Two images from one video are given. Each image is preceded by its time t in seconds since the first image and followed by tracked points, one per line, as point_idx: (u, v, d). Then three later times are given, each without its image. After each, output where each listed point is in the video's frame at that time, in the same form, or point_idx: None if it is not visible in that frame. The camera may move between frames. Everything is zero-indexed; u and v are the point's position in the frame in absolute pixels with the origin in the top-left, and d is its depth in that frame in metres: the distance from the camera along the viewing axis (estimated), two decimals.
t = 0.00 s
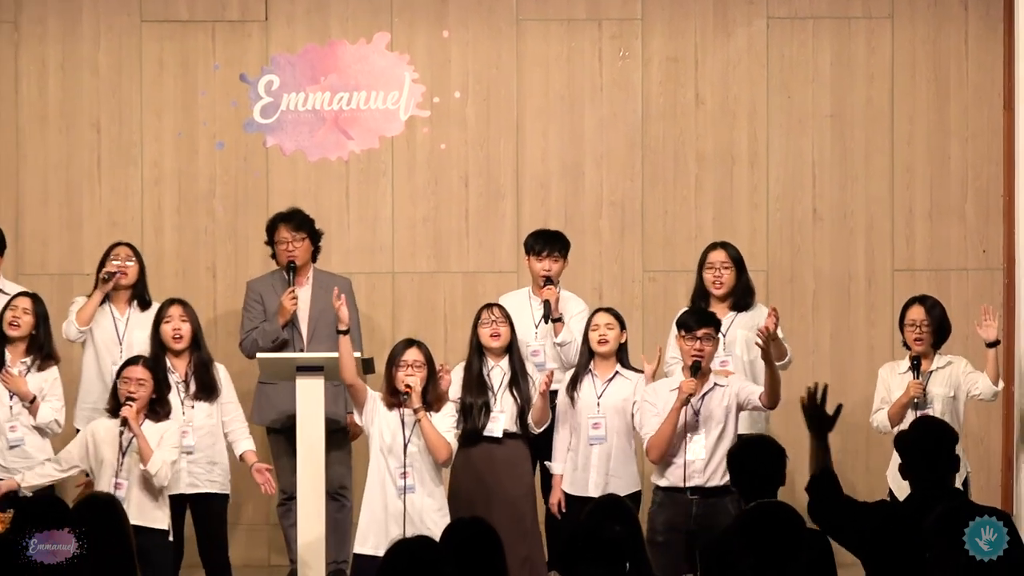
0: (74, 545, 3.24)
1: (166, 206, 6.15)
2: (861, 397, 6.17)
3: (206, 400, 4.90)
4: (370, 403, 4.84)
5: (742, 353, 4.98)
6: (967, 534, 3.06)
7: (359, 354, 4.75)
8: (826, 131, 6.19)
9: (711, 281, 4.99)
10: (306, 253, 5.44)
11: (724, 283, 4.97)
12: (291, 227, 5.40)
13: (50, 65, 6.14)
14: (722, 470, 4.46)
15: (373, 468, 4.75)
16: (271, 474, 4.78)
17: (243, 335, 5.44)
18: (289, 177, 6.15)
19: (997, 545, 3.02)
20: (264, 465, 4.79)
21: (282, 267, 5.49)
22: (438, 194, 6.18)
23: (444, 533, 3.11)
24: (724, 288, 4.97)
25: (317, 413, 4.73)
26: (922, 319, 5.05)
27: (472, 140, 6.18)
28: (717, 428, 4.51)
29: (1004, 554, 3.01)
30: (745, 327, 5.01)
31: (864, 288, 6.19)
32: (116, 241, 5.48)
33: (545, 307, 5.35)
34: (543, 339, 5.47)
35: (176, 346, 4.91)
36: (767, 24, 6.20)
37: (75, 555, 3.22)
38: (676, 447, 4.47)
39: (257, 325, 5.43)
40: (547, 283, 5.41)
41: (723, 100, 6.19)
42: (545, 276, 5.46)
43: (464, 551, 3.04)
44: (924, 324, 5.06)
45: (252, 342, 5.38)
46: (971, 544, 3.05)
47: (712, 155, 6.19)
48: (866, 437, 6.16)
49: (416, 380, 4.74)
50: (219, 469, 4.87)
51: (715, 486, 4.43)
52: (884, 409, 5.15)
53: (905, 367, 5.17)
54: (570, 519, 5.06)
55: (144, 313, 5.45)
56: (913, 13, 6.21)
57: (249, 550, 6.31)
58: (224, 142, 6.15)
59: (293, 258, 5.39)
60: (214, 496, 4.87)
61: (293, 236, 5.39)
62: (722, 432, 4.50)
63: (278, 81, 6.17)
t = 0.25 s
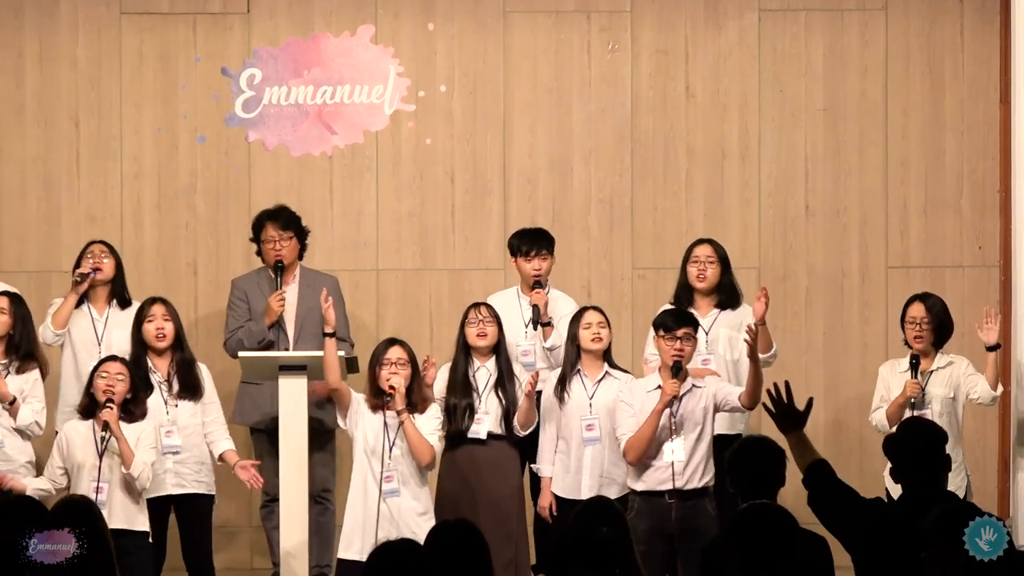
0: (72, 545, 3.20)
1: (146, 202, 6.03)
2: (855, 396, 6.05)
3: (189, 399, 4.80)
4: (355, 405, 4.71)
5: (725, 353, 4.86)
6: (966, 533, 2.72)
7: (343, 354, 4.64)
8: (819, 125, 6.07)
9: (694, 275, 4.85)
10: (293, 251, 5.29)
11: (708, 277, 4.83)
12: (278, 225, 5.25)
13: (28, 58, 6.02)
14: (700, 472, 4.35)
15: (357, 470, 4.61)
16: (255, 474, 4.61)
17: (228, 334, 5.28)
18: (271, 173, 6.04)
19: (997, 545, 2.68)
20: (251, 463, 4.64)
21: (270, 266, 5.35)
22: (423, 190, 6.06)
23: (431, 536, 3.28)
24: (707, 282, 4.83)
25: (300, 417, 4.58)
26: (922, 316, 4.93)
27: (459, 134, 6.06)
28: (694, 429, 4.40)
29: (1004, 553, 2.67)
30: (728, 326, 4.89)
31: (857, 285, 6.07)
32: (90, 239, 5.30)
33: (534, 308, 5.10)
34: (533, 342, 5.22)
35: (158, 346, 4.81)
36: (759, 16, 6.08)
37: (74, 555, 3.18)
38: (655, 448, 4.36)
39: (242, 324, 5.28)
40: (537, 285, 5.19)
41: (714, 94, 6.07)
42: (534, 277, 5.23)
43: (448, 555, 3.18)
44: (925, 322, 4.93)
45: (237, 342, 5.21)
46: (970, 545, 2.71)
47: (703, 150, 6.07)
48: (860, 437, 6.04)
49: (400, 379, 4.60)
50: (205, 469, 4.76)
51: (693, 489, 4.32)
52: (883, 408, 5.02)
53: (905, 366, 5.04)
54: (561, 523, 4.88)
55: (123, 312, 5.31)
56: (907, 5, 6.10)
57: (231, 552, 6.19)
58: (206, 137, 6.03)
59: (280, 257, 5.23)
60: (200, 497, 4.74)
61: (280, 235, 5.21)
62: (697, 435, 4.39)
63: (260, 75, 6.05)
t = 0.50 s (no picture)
0: (73, 545, 3.11)
1: (127, 198, 5.92)
2: (849, 396, 5.94)
3: (176, 398, 4.67)
4: (338, 404, 4.58)
5: (707, 352, 4.81)
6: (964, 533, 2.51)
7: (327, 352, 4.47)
8: (812, 120, 5.96)
9: (675, 272, 4.80)
10: (281, 252, 5.12)
11: (688, 275, 4.79)
12: (267, 225, 5.08)
13: (6, 52, 5.91)
14: (683, 474, 4.25)
15: (341, 470, 4.50)
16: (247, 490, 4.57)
17: (212, 334, 5.16)
18: (254, 169, 5.93)
19: (997, 545, 2.47)
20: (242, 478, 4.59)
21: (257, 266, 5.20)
22: (409, 186, 5.95)
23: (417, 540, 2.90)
24: (687, 280, 4.79)
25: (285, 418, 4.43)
26: (920, 314, 4.80)
27: (445, 130, 5.95)
28: (675, 429, 4.30)
29: (1004, 554, 2.47)
30: (709, 324, 4.84)
31: (851, 283, 5.97)
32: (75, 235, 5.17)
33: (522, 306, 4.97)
34: (520, 339, 5.10)
35: (141, 345, 4.68)
36: (751, 9, 5.97)
37: (74, 555, 3.09)
38: (636, 449, 4.26)
39: (228, 325, 5.16)
40: (525, 281, 5.04)
41: (705, 88, 5.96)
42: (522, 274, 5.09)
43: (436, 556, 2.82)
44: (923, 320, 4.81)
45: (222, 343, 5.11)
46: (969, 544, 2.50)
47: (694, 145, 5.96)
48: (854, 438, 5.94)
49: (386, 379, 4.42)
50: (191, 469, 4.65)
51: (674, 490, 4.22)
52: (876, 407, 4.91)
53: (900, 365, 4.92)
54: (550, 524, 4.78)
55: (106, 309, 5.17)
56: None
57: (215, 554, 6.08)
58: (187, 132, 5.92)
59: (268, 260, 5.07)
60: (186, 498, 4.65)
61: (269, 236, 5.06)
62: (679, 435, 4.30)
63: (243, 69, 5.94)
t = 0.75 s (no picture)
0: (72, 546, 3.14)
1: (104, 194, 5.81)
2: (841, 395, 5.82)
3: (162, 398, 4.58)
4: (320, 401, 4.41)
5: (688, 349, 4.69)
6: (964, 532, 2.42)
7: (309, 351, 4.22)
8: (804, 113, 5.85)
9: (654, 269, 4.72)
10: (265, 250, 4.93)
11: (667, 272, 4.70)
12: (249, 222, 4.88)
13: None
14: (671, 474, 4.12)
15: (324, 470, 4.34)
16: (225, 490, 4.34)
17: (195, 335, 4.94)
18: (234, 163, 5.81)
19: (998, 545, 2.37)
20: (219, 477, 4.37)
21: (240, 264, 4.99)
22: (393, 181, 5.83)
23: (399, 540, 2.72)
24: (666, 277, 4.70)
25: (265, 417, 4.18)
26: (909, 310, 4.70)
27: (429, 123, 5.83)
28: (663, 427, 4.18)
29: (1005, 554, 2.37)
30: (690, 321, 4.73)
31: (843, 280, 5.85)
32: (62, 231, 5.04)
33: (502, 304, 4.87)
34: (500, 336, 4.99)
35: (128, 344, 4.59)
36: None
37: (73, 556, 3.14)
38: (621, 448, 4.14)
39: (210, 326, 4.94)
40: (508, 277, 4.89)
41: (694, 81, 5.84)
42: (504, 269, 4.97)
43: (420, 558, 2.65)
44: (911, 316, 4.70)
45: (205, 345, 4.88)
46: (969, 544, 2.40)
47: (683, 139, 5.84)
48: (847, 438, 5.81)
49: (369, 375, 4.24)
50: (176, 471, 4.59)
51: (661, 491, 4.10)
52: (861, 405, 4.78)
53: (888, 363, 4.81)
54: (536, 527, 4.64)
55: (92, 307, 5.05)
56: None
57: (196, 556, 5.95)
58: (166, 126, 5.80)
59: (252, 259, 4.88)
60: (171, 499, 4.59)
61: (252, 237, 4.88)
62: (668, 433, 4.18)
63: (223, 61, 5.82)
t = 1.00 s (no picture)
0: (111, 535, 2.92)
1: (86, 189, 5.70)
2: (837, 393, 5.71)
3: (151, 396, 4.43)
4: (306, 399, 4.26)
5: (678, 347, 4.60)
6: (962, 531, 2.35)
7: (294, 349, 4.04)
8: (798, 106, 5.74)
9: (642, 268, 4.58)
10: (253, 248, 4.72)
11: (655, 269, 4.57)
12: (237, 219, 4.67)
13: None
14: (667, 473, 4.02)
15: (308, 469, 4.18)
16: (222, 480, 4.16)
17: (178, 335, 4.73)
18: (218, 157, 5.70)
19: (998, 545, 2.31)
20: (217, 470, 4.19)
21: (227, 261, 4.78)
22: (379, 175, 5.73)
23: (385, 539, 2.50)
24: (655, 273, 4.58)
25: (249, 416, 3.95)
26: (899, 309, 4.60)
27: (417, 116, 5.73)
28: (656, 425, 4.07)
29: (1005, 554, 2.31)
30: (679, 318, 4.63)
31: (839, 276, 5.75)
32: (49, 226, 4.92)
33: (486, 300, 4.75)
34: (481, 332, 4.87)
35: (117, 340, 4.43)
36: None
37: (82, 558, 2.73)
38: (613, 448, 4.04)
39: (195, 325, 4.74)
40: (490, 274, 4.80)
41: (687, 73, 5.74)
42: (488, 265, 4.85)
43: (408, 558, 2.44)
44: (901, 315, 4.61)
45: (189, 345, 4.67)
46: (967, 543, 2.34)
47: (675, 132, 5.74)
48: (843, 437, 5.70)
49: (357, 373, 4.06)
50: (165, 471, 4.44)
51: (656, 490, 3.98)
52: (849, 403, 4.67)
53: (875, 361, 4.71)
54: (525, 525, 4.54)
55: (84, 303, 4.92)
56: None
57: (180, 557, 5.84)
58: (148, 119, 5.69)
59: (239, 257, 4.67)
60: (160, 501, 4.44)
61: (240, 234, 4.66)
62: (662, 432, 4.07)
63: (206, 54, 5.71)
